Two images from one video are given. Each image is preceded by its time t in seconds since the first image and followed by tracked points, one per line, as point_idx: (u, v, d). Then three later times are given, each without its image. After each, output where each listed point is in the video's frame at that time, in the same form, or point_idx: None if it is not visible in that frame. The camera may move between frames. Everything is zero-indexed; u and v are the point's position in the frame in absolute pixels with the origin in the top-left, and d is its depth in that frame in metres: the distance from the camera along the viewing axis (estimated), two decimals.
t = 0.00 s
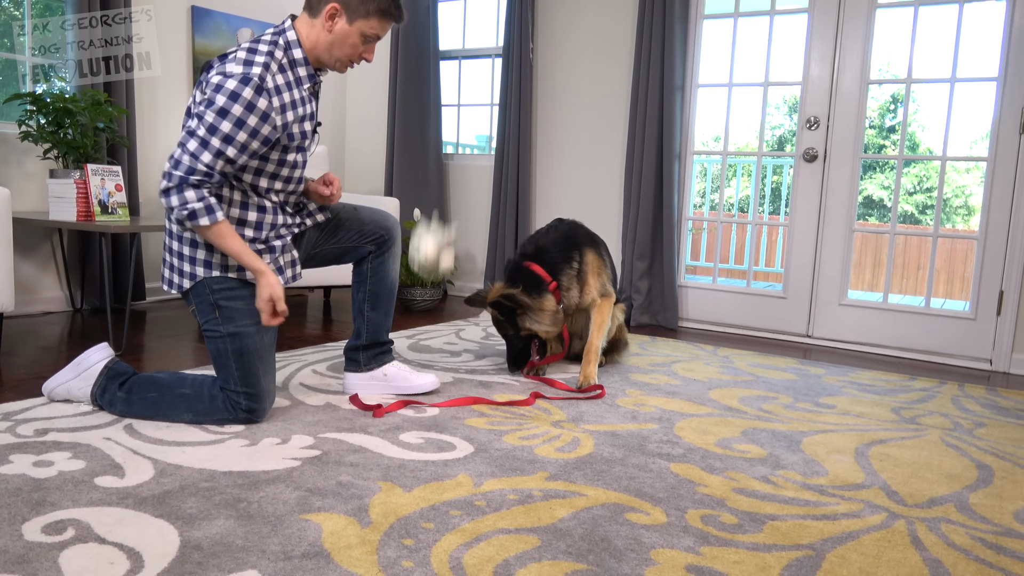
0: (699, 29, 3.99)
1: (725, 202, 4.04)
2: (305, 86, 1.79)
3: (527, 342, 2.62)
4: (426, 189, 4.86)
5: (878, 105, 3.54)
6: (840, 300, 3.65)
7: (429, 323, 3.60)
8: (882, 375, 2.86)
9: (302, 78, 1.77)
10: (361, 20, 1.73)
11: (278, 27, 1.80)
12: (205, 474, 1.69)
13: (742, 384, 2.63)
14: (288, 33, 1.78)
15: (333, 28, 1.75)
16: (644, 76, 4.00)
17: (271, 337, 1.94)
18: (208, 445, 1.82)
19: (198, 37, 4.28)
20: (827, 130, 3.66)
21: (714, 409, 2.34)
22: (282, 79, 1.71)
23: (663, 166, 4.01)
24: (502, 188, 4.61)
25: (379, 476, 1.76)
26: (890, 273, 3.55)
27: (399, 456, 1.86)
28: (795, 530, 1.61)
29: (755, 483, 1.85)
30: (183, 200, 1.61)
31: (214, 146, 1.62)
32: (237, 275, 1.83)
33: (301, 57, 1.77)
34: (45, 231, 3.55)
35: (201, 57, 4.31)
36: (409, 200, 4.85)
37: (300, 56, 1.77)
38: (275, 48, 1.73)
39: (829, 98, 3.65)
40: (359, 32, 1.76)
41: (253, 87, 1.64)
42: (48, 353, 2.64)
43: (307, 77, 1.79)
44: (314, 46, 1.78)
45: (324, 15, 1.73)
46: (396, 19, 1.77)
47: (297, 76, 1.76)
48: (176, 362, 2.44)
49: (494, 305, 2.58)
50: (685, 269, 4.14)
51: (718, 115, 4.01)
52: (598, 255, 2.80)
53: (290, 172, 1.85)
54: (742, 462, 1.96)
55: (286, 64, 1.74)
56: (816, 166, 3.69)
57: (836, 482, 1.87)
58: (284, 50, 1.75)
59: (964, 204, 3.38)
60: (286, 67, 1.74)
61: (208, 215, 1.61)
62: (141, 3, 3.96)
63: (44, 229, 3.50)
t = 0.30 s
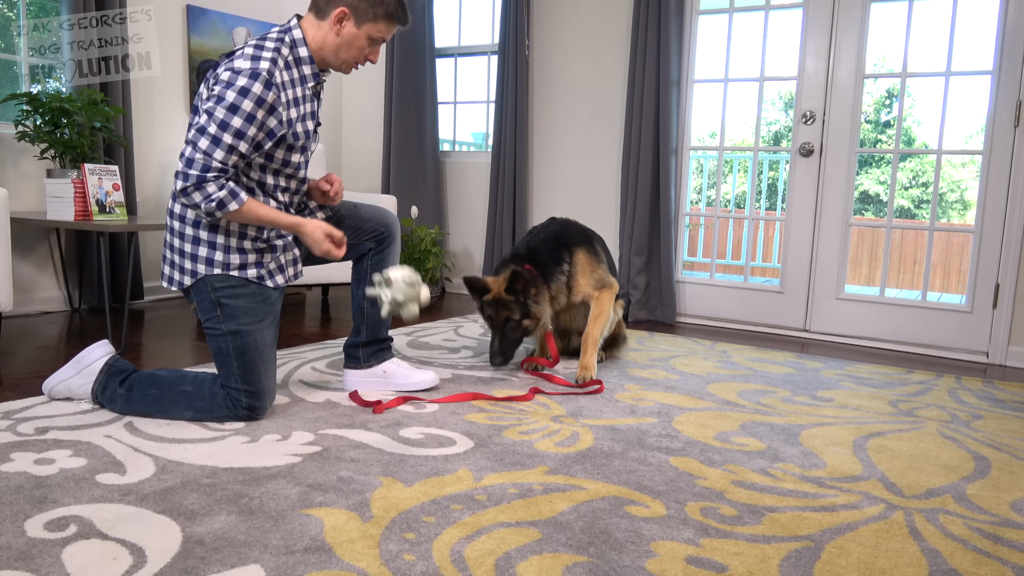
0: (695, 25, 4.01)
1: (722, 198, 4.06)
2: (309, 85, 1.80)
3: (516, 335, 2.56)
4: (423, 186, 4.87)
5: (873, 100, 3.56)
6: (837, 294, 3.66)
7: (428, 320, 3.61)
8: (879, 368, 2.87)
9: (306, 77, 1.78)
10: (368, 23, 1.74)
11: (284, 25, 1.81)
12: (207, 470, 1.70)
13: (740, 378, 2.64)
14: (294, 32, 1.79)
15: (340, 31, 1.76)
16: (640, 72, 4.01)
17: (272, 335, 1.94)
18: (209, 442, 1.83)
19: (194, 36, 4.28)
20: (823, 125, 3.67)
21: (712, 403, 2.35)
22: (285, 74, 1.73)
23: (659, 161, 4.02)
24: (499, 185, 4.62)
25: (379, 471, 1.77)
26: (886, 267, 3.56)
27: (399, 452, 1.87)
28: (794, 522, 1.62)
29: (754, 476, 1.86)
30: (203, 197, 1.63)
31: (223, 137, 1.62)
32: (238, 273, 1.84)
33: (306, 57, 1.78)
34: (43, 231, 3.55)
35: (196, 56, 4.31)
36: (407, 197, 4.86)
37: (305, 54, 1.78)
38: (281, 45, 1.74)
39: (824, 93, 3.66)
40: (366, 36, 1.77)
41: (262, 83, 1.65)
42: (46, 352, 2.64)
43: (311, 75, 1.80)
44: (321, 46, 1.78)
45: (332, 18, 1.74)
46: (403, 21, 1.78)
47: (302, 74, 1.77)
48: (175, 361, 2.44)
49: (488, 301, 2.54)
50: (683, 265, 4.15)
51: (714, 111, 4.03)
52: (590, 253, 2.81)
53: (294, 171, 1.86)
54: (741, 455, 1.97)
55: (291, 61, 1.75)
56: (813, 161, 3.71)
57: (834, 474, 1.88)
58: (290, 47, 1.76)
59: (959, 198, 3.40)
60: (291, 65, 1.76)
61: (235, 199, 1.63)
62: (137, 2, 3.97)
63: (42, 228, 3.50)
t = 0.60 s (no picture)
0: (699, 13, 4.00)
1: (727, 187, 4.06)
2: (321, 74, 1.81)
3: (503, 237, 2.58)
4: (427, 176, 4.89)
5: (878, 88, 3.55)
6: (843, 281, 3.67)
7: (433, 309, 3.62)
8: (884, 354, 2.87)
9: (319, 67, 1.80)
10: (375, 7, 1.71)
11: (296, 14, 1.82)
12: (216, 456, 1.71)
13: (745, 365, 2.64)
14: (306, 22, 1.79)
15: (348, 17, 1.75)
16: (644, 61, 4.01)
17: (278, 321, 1.95)
18: (218, 429, 1.84)
19: (197, 26, 4.28)
20: (828, 111, 3.67)
21: (718, 388, 2.36)
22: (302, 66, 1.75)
23: (664, 149, 4.03)
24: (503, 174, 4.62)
25: (387, 456, 1.78)
26: (891, 255, 3.57)
27: (407, 437, 1.88)
28: (800, 504, 1.63)
29: (761, 460, 1.86)
30: (279, 200, 1.64)
31: (270, 141, 1.65)
32: (244, 258, 1.84)
33: (319, 46, 1.79)
34: (49, 222, 3.56)
35: (200, 47, 4.32)
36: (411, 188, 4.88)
37: (318, 45, 1.79)
38: (296, 36, 1.75)
39: (829, 80, 3.65)
40: (374, 20, 1.74)
41: (285, 77, 1.67)
42: (54, 342, 2.65)
43: (323, 66, 1.82)
44: (331, 34, 1.79)
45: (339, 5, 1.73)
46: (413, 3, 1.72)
47: (315, 65, 1.79)
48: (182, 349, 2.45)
49: (484, 195, 2.60)
50: (687, 254, 4.17)
51: (719, 101, 4.03)
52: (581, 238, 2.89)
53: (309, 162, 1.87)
54: (747, 440, 1.98)
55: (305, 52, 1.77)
56: (818, 148, 3.71)
57: (840, 458, 1.89)
58: (303, 38, 1.77)
59: (964, 187, 3.40)
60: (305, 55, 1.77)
61: (298, 187, 1.64)
62: None
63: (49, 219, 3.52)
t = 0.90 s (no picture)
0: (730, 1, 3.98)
1: (759, 176, 4.03)
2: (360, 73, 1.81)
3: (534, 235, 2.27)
4: (457, 167, 4.92)
5: (913, 74, 3.49)
6: (879, 269, 3.61)
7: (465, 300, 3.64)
8: (924, 343, 2.83)
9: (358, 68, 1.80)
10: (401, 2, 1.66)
11: (337, 16, 1.82)
12: (259, 442, 1.74)
13: (782, 353, 2.61)
14: (345, 24, 1.79)
15: (377, 17, 1.72)
16: (676, 50, 3.98)
17: (310, 311, 1.96)
18: (260, 416, 1.87)
19: (230, 21, 4.32)
20: (863, 96, 3.62)
21: (755, 376, 2.34)
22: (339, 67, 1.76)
23: (695, 137, 4.00)
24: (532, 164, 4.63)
25: (426, 443, 1.79)
26: (928, 243, 3.51)
27: (444, 425, 1.89)
28: (842, 492, 1.61)
29: (800, 447, 1.85)
30: (322, 124, 1.47)
31: (315, 83, 1.53)
32: (272, 251, 1.86)
33: (357, 50, 1.79)
34: (90, 216, 3.64)
35: (233, 41, 4.36)
36: (441, 180, 4.91)
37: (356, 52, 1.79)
38: (332, 38, 1.75)
39: (865, 64, 3.60)
40: (402, 17, 1.69)
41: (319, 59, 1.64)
42: (98, 333, 2.72)
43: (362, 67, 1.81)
44: (368, 39, 1.78)
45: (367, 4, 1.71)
46: None
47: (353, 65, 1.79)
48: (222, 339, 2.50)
49: (438, 255, 1.70)
50: (719, 243, 4.15)
51: (751, 90, 3.99)
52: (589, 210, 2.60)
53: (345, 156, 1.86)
54: (786, 428, 1.96)
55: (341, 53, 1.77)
56: (853, 134, 3.66)
57: (882, 446, 1.86)
58: (340, 40, 1.77)
59: (1004, 173, 3.33)
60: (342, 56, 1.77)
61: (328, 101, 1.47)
62: None
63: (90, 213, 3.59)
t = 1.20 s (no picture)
0: None
1: (840, 166, 3.92)
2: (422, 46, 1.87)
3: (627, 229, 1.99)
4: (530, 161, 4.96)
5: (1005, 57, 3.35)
6: (972, 260, 3.47)
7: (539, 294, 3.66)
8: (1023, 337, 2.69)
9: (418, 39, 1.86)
10: None
11: None
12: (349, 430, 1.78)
13: (869, 347, 2.53)
14: None
15: None
16: (755, 39, 3.91)
17: (396, 306, 2.01)
18: (349, 404, 1.92)
19: (310, 22, 4.46)
20: (954, 80, 3.47)
21: (843, 370, 2.28)
22: (406, 53, 1.83)
23: (775, 127, 3.93)
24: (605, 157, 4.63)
25: (511, 433, 1.81)
26: None
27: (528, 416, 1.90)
28: (941, 488, 1.55)
29: (895, 443, 1.78)
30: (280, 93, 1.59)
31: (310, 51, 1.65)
32: (361, 246, 1.93)
33: (415, 17, 1.86)
34: (182, 213, 3.81)
35: (314, 42, 4.49)
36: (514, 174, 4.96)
37: (420, 33, 1.86)
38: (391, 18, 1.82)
39: (956, 47, 3.45)
40: None
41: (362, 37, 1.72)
42: (190, 324, 2.85)
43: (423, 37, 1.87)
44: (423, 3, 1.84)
45: None
46: None
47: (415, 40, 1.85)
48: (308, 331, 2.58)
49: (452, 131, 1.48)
50: (800, 235, 4.07)
51: (835, 78, 3.89)
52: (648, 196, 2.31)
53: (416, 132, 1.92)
54: (878, 422, 1.90)
55: (406, 37, 1.84)
56: (943, 119, 3.52)
57: (982, 442, 1.78)
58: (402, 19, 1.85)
59: None
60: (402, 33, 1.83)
61: (286, 75, 1.58)
62: None
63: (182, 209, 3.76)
